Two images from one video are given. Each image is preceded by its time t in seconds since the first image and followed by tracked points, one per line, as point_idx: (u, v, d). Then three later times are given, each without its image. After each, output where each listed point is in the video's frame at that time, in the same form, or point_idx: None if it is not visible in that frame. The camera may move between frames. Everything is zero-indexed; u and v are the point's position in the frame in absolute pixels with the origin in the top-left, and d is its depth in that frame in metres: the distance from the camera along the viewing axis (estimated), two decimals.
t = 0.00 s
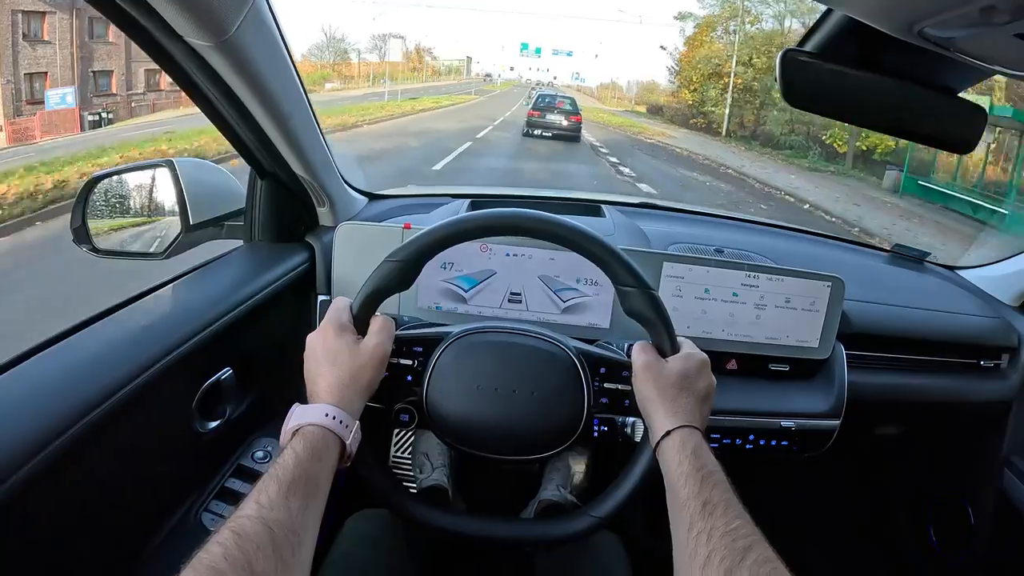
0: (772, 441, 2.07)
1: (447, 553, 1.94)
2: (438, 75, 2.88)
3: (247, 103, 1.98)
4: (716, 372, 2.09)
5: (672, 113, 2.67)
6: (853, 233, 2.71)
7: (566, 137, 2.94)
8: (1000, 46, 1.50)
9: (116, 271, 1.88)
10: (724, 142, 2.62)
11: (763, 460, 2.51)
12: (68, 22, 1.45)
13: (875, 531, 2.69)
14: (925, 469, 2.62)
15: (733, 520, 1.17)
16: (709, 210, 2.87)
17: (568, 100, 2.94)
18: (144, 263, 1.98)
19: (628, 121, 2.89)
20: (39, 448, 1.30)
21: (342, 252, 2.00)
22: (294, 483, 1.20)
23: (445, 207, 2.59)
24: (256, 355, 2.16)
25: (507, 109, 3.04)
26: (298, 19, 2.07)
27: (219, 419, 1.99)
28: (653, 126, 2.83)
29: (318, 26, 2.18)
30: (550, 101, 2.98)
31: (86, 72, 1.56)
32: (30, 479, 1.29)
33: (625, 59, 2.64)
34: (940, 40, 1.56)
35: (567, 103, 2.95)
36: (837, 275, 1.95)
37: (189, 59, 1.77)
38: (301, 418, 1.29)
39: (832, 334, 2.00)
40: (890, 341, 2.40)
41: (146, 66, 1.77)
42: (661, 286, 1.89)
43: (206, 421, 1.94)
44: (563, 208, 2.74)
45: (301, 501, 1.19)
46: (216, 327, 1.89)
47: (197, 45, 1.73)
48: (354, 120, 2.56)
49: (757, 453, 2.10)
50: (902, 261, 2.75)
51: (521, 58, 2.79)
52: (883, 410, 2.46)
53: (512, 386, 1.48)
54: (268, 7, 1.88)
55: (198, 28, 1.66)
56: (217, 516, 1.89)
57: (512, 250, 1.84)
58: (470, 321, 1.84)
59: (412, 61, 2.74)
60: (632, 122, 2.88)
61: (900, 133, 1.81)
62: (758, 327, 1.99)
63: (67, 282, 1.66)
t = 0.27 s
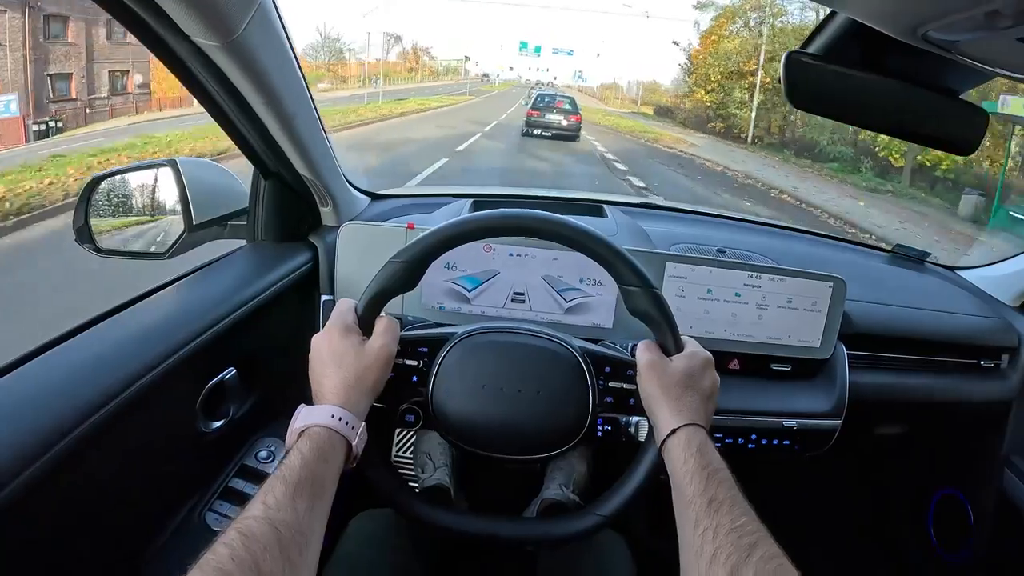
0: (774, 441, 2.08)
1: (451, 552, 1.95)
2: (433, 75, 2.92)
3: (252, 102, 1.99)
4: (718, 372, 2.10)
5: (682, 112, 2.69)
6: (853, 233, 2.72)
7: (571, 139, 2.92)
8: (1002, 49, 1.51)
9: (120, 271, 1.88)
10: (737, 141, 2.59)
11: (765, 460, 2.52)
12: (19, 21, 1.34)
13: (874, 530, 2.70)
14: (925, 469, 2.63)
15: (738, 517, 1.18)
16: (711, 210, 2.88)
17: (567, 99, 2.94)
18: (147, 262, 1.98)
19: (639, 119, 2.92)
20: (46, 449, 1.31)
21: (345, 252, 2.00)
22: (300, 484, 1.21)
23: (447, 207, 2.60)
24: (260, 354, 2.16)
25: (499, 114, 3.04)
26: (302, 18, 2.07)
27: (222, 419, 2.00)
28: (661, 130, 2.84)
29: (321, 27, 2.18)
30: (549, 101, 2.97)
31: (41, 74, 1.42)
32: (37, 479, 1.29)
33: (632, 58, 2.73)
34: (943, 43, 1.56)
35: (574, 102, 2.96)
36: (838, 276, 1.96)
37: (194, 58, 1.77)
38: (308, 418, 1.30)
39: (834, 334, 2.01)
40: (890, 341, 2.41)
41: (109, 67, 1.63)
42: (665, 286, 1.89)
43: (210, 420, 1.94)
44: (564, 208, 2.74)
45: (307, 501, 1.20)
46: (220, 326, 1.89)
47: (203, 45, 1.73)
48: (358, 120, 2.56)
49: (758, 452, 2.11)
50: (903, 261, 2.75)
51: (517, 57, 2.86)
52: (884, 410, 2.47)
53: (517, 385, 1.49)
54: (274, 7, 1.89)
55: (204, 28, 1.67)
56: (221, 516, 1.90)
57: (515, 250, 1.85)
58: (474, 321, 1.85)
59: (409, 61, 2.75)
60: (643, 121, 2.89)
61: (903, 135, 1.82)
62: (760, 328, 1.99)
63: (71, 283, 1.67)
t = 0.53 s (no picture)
0: (771, 442, 2.09)
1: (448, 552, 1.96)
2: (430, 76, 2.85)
3: (251, 105, 1.99)
4: (715, 372, 2.11)
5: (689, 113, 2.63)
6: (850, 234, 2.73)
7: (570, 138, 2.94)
8: (997, 53, 1.51)
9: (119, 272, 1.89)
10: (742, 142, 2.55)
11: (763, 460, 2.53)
12: None
13: (871, 530, 2.71)
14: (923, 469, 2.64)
15: (732, 518, 1.19)
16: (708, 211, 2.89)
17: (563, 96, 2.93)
18: (146, 263, 1.99)
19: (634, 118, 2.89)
20: (45, 449, 1.32)
21: (344, 254, 2.01)
22: (298, 483, 1.21)
23: (446, 208, 2.60)
24: (258, 355, 2.17)
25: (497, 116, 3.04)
26: (301, 20, 2.08)
27: (221, 419, 2.00)
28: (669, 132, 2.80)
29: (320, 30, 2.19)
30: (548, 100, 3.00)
31: None
32: (36, 478, 1.30)
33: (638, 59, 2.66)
34: (939, 47, 1.57)
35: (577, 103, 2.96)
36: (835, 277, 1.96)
37: (194, 61, 1.78)
38: (305, 418, 1.31)
39: (831, 336, 2.02)
40: (887, 342, 2.42)
41: (68, 70, 1.52)
42: (661, 288, 1.90)
43: (209, 420, 1.95)
44: (562, 209, 2.75)
45: (305, 501, 1.21)
46: (219, 328, 1.90)
47: (203, 49, 1.74)
48: (354, 120, 2.58)
49: (754, 453, 2.11)
50: (901, 263, 2.76)
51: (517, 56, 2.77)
52: (881, 411, 2.47)
53: (514, 387, 1.50)
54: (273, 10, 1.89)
55: (204, 30, 1.68)
56: (219, 515, 1.91)
57: (512, 252, 1.86)
58: (472, 322, 1.86)
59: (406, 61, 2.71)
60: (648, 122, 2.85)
61: (898, 138, 1.83)
62: (757, 329, 2.00)
63: (70, 283, 1.68)
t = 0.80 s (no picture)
0: (771, 440, 2.09)
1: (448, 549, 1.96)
2: (428, 76, 2.87)
3: (252, 101, 1.99)
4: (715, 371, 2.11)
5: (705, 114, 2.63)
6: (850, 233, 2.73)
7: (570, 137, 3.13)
8: (1000, 53, 1.51)
9: (118, 268, 1.89)
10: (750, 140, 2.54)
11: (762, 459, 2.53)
12: None
13: (871, 529, 2.72)
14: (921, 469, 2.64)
15: (734, 516, 1.19)
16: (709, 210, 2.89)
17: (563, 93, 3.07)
18: (146, 259, 1.99)
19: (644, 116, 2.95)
20: (47, 442, 1.32)
21: (344, 250, 2.01)
22: (299, 480, 1.21)
23: (446, 205, 2.60)
24: (258, 351, 2.17)
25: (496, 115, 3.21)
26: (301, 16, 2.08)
27: (220, 415, 2.00)
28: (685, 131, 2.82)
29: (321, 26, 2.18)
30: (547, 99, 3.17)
31: None
32: (36, 474, 1.30)
33: (641, 59, 2.69)
34: (940, 46, 1.57)
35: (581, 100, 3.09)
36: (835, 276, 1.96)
37: (197, 57, 1.78)
38: (306, 415, 1.31)
39: (830, 335, 2.02)
40: (886, 341, 2.43)
41: (22, 73, 1.37)
42: (662, 286, 1.90)
43: (209, 416, 1.95)
44: (562, 205, 2.74)
45: (306, 497, 1.20)
46: (219, 324, 1.90)
47: (206, 44, 1.74)
48: (354, 117, 2.59)
49: (755, 451, 2.12)
50: (900, 262, 2.76)
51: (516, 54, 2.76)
52: (880, 410, 2.48)
53: (514, 384, 1.50)
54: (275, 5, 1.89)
55: (206, 26, 1.67)
56: (219, 511, 1.89)
57: (513, 249, 1.85)
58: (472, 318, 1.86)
59: (404, 60, 2.71)
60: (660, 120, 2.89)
61: (900, 137, 1.83)
62: (757, 327, 2.00)
63: (69, 279, 1.67)
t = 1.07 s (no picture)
0: (768, 439, 2.09)
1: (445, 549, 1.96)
2: (426, 76, 2.87)
3: (248, 100, 1.99)
4: (712, 370, 2.11)
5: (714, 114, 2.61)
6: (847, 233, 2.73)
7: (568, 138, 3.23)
8: (994, 50, 1.51)
9: (115, 267, 1.89)
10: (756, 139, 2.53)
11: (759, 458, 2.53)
12: None
13: (868, 529, 2.71)
14: (919, 468, 2.64)
15: (728, 515, 1.19)
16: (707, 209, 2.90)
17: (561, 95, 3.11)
18: (143, 258, 1.99)
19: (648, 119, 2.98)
20: (44, 439, 1.33)
21: (341, 249, 2.01)
22: (293, 478, 1.21)
23: (443, 204, 2.59)
24: (255, 350, 2.17)
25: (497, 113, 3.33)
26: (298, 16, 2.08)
27: (217, 414, 2.00)
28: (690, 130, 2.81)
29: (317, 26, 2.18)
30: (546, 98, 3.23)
31: None
32: (32, 472, 1.30)
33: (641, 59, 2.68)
34: (935, 44, 1.57)
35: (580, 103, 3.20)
36: (832, 275, 1.96)
37: (192, 57, 1.78)
38: (301, 413, 1.30)
39: (827, 334, 2.02)
40: (884, 342, 2.42)
41: None
42: (658, 285, 1.90)
43: (206, 416, 1.95)
44: (561, 205, 2.74)
45: (300, 496, 1.20)
46: (215, 323, 1.90)
47: (201, 44, 1.74)
48: (351, 117, 2.60)
49: (752, 450, 2.11)
50: (897, 261, 2.77)
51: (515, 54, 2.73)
52: (878, 409, 2.47)
53: (510, 383, 1.50)
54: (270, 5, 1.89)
55: (200, 25, 1.67)
56: (215, 510, 1.89)
57: (509, 248, 1.85)
58: (468, 318, 1.86)
59: (401, 60, 2.72)
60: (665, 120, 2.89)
61: (896, 136, 1.83)
62: (753, 326, 2.00)
63: (66, 278, 1.67)
